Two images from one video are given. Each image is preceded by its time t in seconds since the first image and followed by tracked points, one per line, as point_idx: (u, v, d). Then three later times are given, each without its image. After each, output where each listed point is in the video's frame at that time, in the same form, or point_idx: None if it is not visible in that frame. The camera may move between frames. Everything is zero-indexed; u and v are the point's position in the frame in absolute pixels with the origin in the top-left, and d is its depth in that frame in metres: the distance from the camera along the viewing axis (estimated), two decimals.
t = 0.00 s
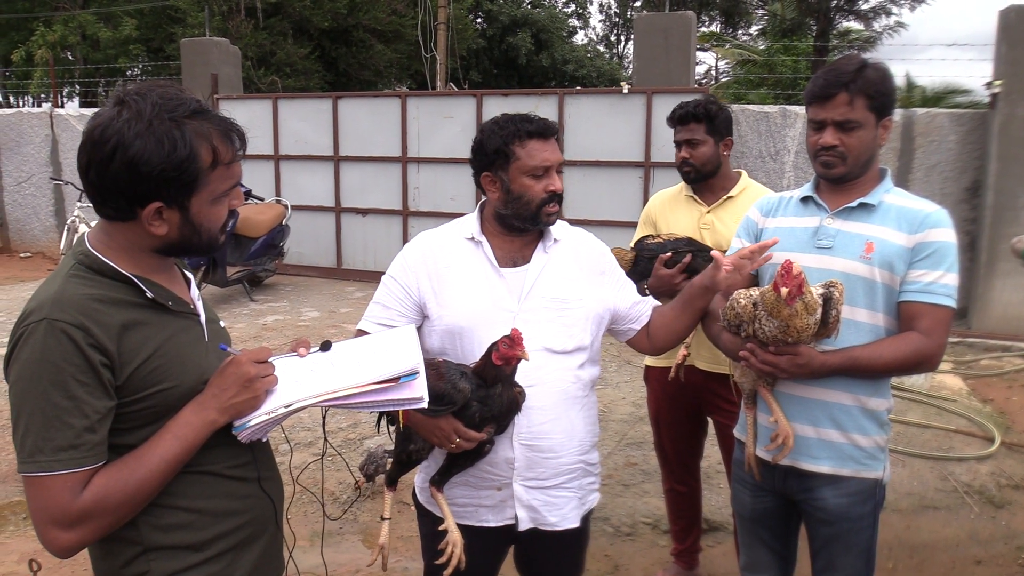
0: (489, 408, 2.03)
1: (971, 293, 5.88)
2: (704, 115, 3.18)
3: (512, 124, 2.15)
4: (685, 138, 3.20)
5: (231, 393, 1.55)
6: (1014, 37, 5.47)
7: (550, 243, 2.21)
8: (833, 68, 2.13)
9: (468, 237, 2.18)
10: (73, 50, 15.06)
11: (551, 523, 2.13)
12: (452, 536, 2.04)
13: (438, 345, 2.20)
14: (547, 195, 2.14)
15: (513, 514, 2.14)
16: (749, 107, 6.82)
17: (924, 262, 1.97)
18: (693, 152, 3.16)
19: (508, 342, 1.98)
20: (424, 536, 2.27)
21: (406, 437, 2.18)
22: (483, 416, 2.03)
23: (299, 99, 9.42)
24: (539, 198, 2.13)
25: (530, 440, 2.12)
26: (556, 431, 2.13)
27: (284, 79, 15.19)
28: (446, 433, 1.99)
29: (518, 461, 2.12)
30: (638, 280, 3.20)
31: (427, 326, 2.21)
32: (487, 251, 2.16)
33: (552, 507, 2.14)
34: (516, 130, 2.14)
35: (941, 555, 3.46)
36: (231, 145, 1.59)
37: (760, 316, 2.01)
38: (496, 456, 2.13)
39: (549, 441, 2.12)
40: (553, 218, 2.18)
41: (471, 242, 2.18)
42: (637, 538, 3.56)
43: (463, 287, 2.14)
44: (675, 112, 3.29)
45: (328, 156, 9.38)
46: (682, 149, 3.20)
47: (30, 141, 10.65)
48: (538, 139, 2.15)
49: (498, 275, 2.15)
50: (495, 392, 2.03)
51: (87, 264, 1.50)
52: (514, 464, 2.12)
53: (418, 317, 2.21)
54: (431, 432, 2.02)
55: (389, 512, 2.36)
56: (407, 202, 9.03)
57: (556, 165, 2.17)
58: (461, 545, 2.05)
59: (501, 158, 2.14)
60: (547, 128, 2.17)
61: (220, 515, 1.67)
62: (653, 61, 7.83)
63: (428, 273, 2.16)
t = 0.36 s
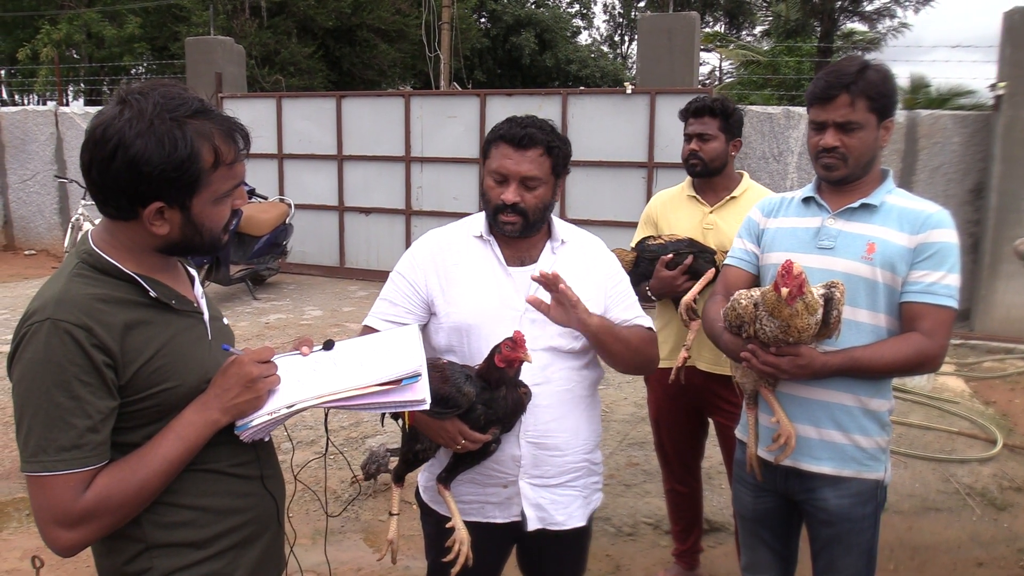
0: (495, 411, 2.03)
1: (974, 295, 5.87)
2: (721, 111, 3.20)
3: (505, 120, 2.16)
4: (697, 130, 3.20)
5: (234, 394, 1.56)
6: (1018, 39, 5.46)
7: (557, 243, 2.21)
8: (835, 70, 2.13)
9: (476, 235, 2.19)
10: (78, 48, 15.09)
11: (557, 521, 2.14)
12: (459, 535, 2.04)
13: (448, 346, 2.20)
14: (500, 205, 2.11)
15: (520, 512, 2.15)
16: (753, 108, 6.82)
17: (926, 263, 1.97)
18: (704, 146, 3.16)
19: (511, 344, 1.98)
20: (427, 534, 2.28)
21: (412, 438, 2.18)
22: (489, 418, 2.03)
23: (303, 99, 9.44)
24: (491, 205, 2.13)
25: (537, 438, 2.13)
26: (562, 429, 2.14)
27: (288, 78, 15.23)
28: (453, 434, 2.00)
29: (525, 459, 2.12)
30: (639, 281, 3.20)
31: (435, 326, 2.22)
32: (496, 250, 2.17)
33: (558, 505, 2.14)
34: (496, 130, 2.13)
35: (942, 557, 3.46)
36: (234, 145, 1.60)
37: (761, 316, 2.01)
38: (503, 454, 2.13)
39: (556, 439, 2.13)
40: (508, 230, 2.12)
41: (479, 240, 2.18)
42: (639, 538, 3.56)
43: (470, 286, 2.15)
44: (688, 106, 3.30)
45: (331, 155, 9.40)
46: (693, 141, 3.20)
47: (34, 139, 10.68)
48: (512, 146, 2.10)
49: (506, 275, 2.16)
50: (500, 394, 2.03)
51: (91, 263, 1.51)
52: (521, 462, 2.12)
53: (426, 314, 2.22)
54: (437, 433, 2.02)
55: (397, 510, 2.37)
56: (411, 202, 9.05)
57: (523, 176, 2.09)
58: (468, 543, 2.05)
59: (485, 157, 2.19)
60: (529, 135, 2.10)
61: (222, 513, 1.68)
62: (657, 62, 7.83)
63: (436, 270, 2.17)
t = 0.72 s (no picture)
0: (490, 404, 2.01)
1: (974, 291, 5.88)
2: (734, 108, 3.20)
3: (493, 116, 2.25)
4: (713, 126, 3.17)
5: (232, 394, 1.56)
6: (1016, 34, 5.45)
7: (549, 239, 2.19)
8: (833, 64, 2.14)
9: (472, 233, 2.20)
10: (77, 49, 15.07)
11: (553, 519, 2.14)
12: (450, 529, 2.05)
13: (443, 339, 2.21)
14: (479, 189, 2.14)
15: (515, 509, 2.15)
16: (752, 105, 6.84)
17: (925, 259, 1.97)
18: (721, 142, 3.14)
19: (512, 340, 1.97)
20: (425, 531, 2.28)
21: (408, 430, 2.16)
22: (485, 411, 2.02)
23: (301, 98, 9.44)
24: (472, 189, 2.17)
25: (530, 436, 2.13)
26: (555, 427, 2.14)
27: (286, 77, 15.22)
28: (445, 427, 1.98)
29: (518, 456, 2.13)
30: (639, 279, 3.20)
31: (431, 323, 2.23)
32: (490, 247, 2.17)
33: (553, 503, 2.14)
34: (487, 121, 2.22)
35: (943, 552, 3.46)
36: (236, 146, 1.60)
37: (761, 311, 2.01)
38: (497, 451, 2.13)
39: (549, 437, 2.14)
40: (487, 215, 2.14)
41: (474, 238, 2.19)
42: (639, 535, 3.57)
43: (465, 283, 2.15)
44: (699, 100, 3.26)
45: (330, 154, 9.40)
46: (709, 136, 3.17)
47: (33, 140, 10.68)
48: (497, 133, 2.16)
49: (499, 273, 2.15)
50: (497, 389, 2.01)
51: (88, 263, 1.51)
52: (514, 459, 2.13)
53: (423, 310, 2.23)
54: (431, 426, 2.00)
55: (389, 504, 2.36)
56: (410, 200, 9.04)
57: (500, 160, 2.13)
58: (457, 538, 2.06)
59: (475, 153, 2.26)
60: (510, 122, 2.16)
61: (222, 512, 1.68)
62: (655, 59, 7.83)
63: (432, 265, 2.18)
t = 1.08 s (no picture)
0: (478, 400, 2.01)
1: (974, 287, 5.88)
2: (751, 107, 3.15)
3: (481, 113, 2.24)
4: (736, 127, 3.10)
5: (231, 386, 1.56)
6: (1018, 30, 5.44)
7: (545, 234, 2.18)
8: (836, 59, 2.14)
9: (465, 228, 2.20)
10: (76, 43, 15.03)
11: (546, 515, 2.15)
12: (443, 523, 2.06)
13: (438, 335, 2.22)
14: (470, 182, 2.15)
15: (510, 504, 2.15)
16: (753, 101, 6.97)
17: (927, 255, 1.97)
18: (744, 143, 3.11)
19: (499, 335, 1.99)
20: (423, 525, 2.28)
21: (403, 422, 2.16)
22: (474, 407, 2.01)
23: (301, 92, 9.41)
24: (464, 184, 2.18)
25: (524, 432, 2.13)
26: (548, 423, 2.14)
27: (286, 72, 15.18)
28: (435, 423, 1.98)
29: (512, 452, 2.13)
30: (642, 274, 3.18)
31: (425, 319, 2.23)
32: (484, 243, 2.17)
33: (547, 498, 2.15)
34: (477, 115, 2.21)
35: (943, 547, 3.46)
36: (249, 164, 1.61)
37: (762, 308, 2.02)
38: (490, 447, 2.14)
39: (543, 433, 2.14)
40: (479, 209, 2.15)
41: (468, 234, 2.19)
42: (639, 530, 3.58)
43: (459, 279, 2.15)
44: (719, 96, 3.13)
45: (330, 148, 9.39)
46: (732, 137, 3.10)
47: (32, 134, 10.66)
48: (485, 128, 2.16)
49: (492, 269, 2.15)
50: (485, 384, 2.01)
51: (87, 258, 1.51)
52: (507, 455, 2.13)
53: (418, 307, 2.24)
54: (423, 421, 2.00)
55: (385, 499, 2.36)
56: (410, 194, 9.04)
57: (489, 154, 2.13)
58: (451, 532, 2.06)
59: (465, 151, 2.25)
60: (499, 116, 2.16)
61: (223, 505, 1.68)
62: (656, 54, 7.82)
63: (427, 260, 2.19)
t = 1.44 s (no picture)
0: (484, 395, 2.02)
1: (975, 280, 5.87)
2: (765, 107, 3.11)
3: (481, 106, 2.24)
4: (749, 124, 3.06)
5: (234, 378, 1.56)
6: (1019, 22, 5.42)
7: (545, 227, 2.18)
8: (838, 51, 2.13)
9: (465, 223, 2.19)
10: (76, 39, 15.00)
11: (549, 508, 2.15)
12: (448, 520, 2.07)
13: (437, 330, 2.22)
14: (470, 175, 2.14)
15: (512, 499, 2.16)
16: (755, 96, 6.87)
17: (929, 248, 1.97)
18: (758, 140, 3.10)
19: (503, 329, 1.98)
20: (425, 519, 2.28)
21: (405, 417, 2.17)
22: (478, 402, 2.02)
23: (301, 87, 9.40)
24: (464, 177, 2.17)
25: (527, 425, 2.13)
26: (552, 416, 2.15)
27: (286, 67, 15.14)
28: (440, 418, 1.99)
29: (515, 446, 2.13)
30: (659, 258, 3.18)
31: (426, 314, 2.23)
32: (484, 237, 2.16)
33: (549, 492, 2.15)
34: (477, 109, 2.21)
35: (944, 540, 3.47)
36: (253, 157, 1.61)
37: (764, 299, 2.02)
38: (493, 441, 2.14)
39: (546, 426, 2.14)
40: (479, 202, 2.14)
41: (468, 228, 2.18)
42: (640, 523, 3.58)
43: (460, 273, 2.15)
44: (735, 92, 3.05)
45: (330, 143, 9.37)
46: (744, 135, 3.06)
47: (32, 130, 10.65)
48: (485, 121, 2.16)
49: (493, 263, 2.15)
50: (490, 378, 2.02)
51: (89, 249, 1.51)
52: (511, 449, 2.13)
53: (418, 302, 2.24)
54: (429, 417, 2.00)
55: (388, 495, 2.37)
56: (410, 189, 9.03)
57: (489, 147, 2.12)
58: (456, 528, 2.08)
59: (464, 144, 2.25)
60: (499, 110, 2.15)
61: (225, 498, 1.68)
62: (656, 48, 7.79)
63: (427, 255, 2.18)
